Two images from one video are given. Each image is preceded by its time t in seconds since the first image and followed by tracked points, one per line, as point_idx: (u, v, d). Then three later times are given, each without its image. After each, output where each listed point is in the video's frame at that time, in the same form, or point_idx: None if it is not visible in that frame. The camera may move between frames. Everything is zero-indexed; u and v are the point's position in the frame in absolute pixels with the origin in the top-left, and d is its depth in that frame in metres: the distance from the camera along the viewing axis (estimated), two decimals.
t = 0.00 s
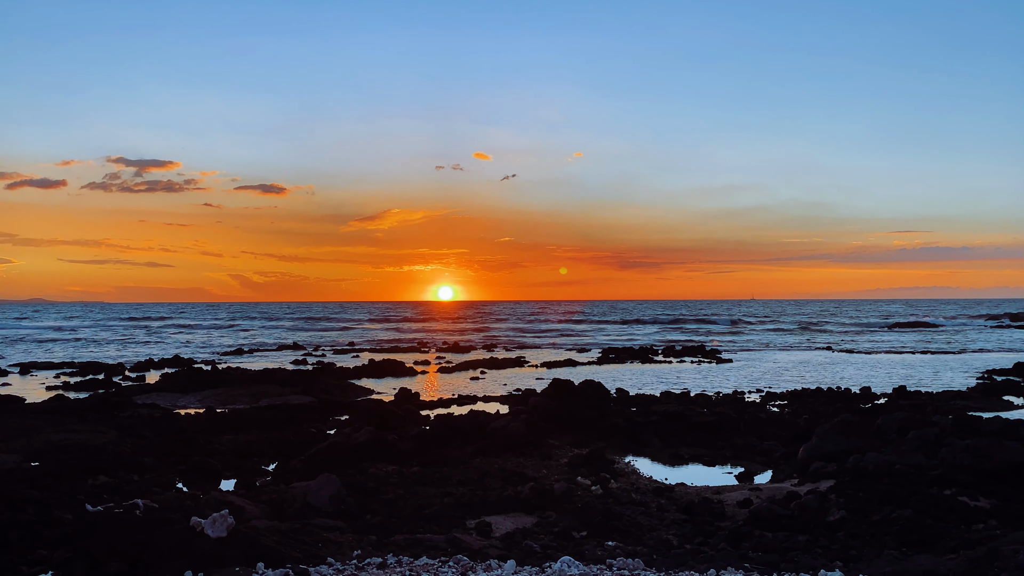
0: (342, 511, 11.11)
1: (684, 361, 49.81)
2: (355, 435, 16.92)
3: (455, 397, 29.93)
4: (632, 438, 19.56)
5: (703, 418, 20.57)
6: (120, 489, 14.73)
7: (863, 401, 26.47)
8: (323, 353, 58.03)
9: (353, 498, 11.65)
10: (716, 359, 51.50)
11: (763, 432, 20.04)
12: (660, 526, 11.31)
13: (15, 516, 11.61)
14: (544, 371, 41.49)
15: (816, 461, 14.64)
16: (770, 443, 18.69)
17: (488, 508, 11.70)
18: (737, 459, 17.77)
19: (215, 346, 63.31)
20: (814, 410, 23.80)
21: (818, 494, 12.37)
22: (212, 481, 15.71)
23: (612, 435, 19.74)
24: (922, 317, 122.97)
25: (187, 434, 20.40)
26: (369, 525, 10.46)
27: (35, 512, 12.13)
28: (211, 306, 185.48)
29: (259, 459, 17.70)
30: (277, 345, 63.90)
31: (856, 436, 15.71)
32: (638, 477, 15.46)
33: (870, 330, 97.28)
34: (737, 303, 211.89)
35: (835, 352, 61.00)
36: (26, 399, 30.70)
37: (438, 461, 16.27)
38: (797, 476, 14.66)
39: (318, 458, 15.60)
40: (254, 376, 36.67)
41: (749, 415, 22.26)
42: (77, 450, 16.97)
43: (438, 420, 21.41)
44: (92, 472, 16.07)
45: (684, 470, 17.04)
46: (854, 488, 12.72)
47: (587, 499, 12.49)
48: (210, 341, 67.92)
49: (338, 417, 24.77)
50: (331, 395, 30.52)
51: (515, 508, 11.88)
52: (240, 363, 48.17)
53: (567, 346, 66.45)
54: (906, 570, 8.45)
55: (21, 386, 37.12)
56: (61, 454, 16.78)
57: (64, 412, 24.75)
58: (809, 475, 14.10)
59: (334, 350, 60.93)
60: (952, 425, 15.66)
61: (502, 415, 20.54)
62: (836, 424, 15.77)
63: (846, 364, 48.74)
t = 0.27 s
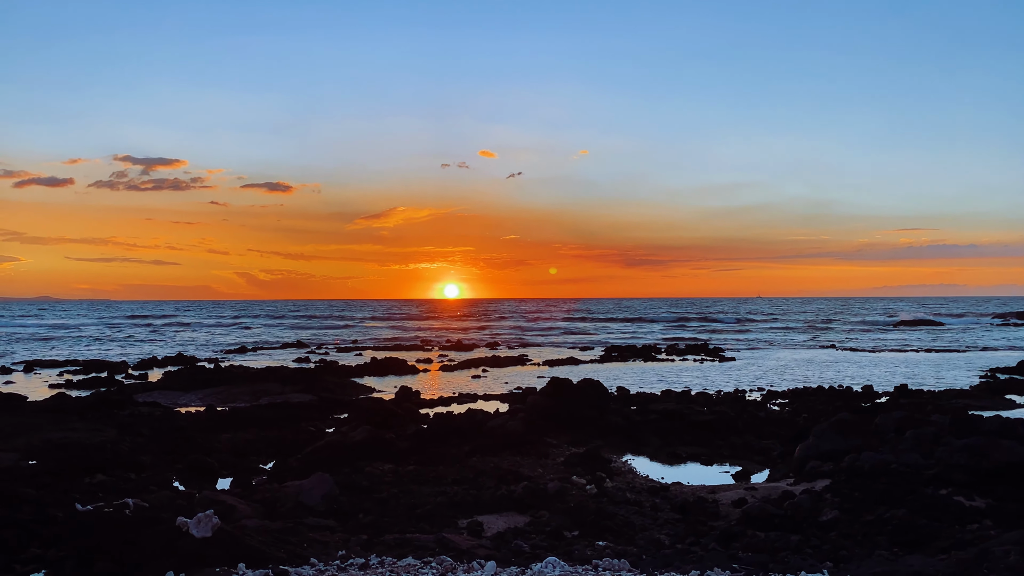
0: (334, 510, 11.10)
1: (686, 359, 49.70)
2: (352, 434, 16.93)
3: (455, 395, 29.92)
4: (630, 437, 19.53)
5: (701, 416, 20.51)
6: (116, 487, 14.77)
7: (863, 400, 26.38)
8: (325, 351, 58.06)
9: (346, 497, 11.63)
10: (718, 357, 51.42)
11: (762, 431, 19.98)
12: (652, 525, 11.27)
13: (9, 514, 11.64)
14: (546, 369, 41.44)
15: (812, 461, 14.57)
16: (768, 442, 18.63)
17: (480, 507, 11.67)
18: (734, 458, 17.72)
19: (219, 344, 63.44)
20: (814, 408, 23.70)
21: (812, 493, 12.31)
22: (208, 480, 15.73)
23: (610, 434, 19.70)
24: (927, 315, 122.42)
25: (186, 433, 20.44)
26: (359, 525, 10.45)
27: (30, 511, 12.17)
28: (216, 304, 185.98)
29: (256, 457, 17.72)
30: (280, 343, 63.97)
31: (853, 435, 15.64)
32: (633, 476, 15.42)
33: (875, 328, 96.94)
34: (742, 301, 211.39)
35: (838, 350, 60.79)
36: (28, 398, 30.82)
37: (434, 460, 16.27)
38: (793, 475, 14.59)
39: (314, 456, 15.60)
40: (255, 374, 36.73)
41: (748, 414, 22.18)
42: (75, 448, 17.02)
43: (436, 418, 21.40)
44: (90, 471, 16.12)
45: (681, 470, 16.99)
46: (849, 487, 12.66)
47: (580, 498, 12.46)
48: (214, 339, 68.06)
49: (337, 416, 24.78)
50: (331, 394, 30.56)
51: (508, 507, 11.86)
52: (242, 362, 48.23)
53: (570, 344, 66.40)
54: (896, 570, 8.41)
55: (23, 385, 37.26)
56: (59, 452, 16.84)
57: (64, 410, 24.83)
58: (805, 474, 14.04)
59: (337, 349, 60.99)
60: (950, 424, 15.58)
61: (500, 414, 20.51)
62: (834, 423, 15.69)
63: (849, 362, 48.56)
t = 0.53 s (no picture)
0: (325, 509, 11.10)
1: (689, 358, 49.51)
2: (348, 433, 16.94)
3: (455, 394, 29.90)
4: (627, 437, 19.49)
5: (699, 416, 20.44)
6: (111, 486, 14.80)
7: (864, 399, 26.23)
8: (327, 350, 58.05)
9: (336, 497, 11.62)
10: (720, 356, 51.26)
11: (760, 430, 19.89)
12: (643, 525, 11.24)
13: None
14: (547, 368, 41.34)
15: (807, 461, 14.50)
16: (765, 441, 18.56)
17: (472, 507, 11.68)
18: (731, 458, 17.66)
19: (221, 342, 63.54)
20: (813, 408, 23.58)
21: (805, 493, 12.26)
22: (203, 479, 15.75)
23: (608, 433, 19.67)
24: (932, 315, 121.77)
25: (184, 432, 20.46)
26: (348, 525, 10.44)
27: (22, 510, 12.20)
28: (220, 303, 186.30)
29: (253, 457, 17.72)
30: (282, 343, 64.02)
31: (849, 434, 15.55)
32: (627, 476, 15.38)
33: (880, 327, 96.40)
34: (746, 300, 210.89)
35: (842, 349, 60.46)
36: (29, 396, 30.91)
37: (429, 460, 16.26)
38: (788, 475, 14.51)
39: (309, 455, 15.60)
40: (256, 373, 36.75)
41: (746, 413, 22.10)
42: (72, 447, 17.07)
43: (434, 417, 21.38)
44: (86, 470, 16.15)
45: (676, 469, 16.93)
46: (842, 487, 12.61)
47: (573, 498, 12.44)
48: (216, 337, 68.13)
49: (335, 415, 24.79)
50: (331, 393, 30.57)
51: (499, 507, 11.84)
52: (244, 361, 48.30)
53: (573, 343, 66.32)
54: (883, 571, 8.38)
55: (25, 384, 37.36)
56: (57, 450, 16.90)
57: (64, 409, 24.91)
58: (799, 474, 13.99)
59: (340, 348, 61.01)
60: (947, 424, 15.49)
61: (498, 413, 20.49)
62: (830, 423, 15.61)
63: (852, 361, 48.32)
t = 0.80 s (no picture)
0: (315, 510, 11.15)
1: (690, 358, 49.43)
2: (343, 433, 16.96)
3: (453, 394, 29.90)
4: (623, 437, 19.50)
5: (695, 416, 20.43)
6: (107, 485, 14.87)
7: (863, 399, 26.16)
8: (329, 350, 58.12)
9: (327, 497, 11.66)
10: (721, 356, 51.17)
11: (756, 430, 19.88)
12: (633, 526, 11.26)
13: None
14: (547, 368, 41.32)
15: (800, 461, 14.50)
16: (761, 441, 18.55)
17: (463, 507, 11.72)
18: (726, 458, 17.66)
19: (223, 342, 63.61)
20: (811, 408, 23.52)
21: (796, 493, 12.25)
22: (199, 479, 15.80)
23: (604, 433, 19.68)
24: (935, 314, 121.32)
25: (181, 432, 20.52)
26: (338, 525, 10.48)
27: (15, 509, 12.26)
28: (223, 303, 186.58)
29: (249, 457, 17.77)
30: (284, 343, 64.10)
31: (843, 434, 15.54)
32: (621, 476, 15.39)
33: (884, 327, 96.08)
34: (750, 300, 210.56)
35: (844, 349, 60.28)
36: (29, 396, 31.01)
37: (424, 460, 16.28)
38: (782, 475, 14.50)
39: (304, 455, 15.65)
40: (256, 373, 36.81)
41: (743, 412, 22.08)
42: (69, 446, 17.13)
43: (431, 417, 21.41)
44: (81, 470, 16.21)
45: (671, 469, 16.93)
46: (834, 488, 12.60)
47: (564, 498, 12.45)
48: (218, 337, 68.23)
49: (333, 415, 24.83)
50: (330, 393, 30.60)
51: (491, 507, 11.86)
52: (245, 361, 48.37)
53: (574, 342, 66.33)
54: (868, 572, 8.38)
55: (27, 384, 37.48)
56: (54, 450, 16.97)
57: (63, 409, 25.00)
58: (792, 474, 13.99)
59: (341, 347, 61.10)
60: (942, 425, 15.46)
61: (494, 413, 20.51)
62: (823, 424, 15.60)
63: (853, 361, 48.17)
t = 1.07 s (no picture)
0: (307, 511, 11.19)
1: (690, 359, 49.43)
2: (338, 434, 17.00)
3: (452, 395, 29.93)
4: (620, 438, 19.52)
5: (692, 417, 20.44)
6: (102, 485, 14.92)
7: (860, 400, 26.14)
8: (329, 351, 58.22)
9: (319, 498, 11.70)
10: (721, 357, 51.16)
11: (752, 431, 19.87)
12: (624, 527, 11.27)
13: None
14: (546, 369, 41.34)
15: (794, 462, 14.51)
16: (757, 442, 18.55)
17: (455, 508, 11.75)
18: (721, 459, 17.67)
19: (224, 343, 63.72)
20: (808, 409, 23.52)
21: (788, 495, 12.26)
22: (194, 480, 15.84)
23: (600, 434, 19.70)
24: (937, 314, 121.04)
25: (178, 432, 20.58)
26: (328, 525, 10.52)
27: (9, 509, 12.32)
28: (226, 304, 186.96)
29: (245, 458, 17.82)
30: (285, 343, 64.23)
31: (837, 435, 15.53)
32: (615, 477, 15.40)
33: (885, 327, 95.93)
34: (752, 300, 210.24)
35: (844, 350, 60.21)
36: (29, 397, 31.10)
37: (419, 461, 16.32)
38: (775, 476, 14.50)
39: (299, 456, 15.69)
40: (256, 373, 36.88)
41: (740, 413, 22.09)
42: (65, 447, 17.20)
43: (427, 418, 21.43)
44: (78, 471, 16.27)
45: (666, 470, 16.93)
46: (827, 489, 12.60)
47: (557, 499, 12.48)
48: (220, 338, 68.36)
49: (330, 416, 24.86)
50: (328, 394, 30.66)
51: (482, 508, 11.88)
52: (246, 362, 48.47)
53: (574, 343, 66.48)
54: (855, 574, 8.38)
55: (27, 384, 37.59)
56: (50, 450, 17.02)
57: (62, 410, 25.08)
58: (785, 475, 13.99)
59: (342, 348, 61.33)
60: (937, 426, 15.46)
61: (491, 414, 20.53)
62: (818, 425, 15.60)
63: (853, 362, 48.12)
